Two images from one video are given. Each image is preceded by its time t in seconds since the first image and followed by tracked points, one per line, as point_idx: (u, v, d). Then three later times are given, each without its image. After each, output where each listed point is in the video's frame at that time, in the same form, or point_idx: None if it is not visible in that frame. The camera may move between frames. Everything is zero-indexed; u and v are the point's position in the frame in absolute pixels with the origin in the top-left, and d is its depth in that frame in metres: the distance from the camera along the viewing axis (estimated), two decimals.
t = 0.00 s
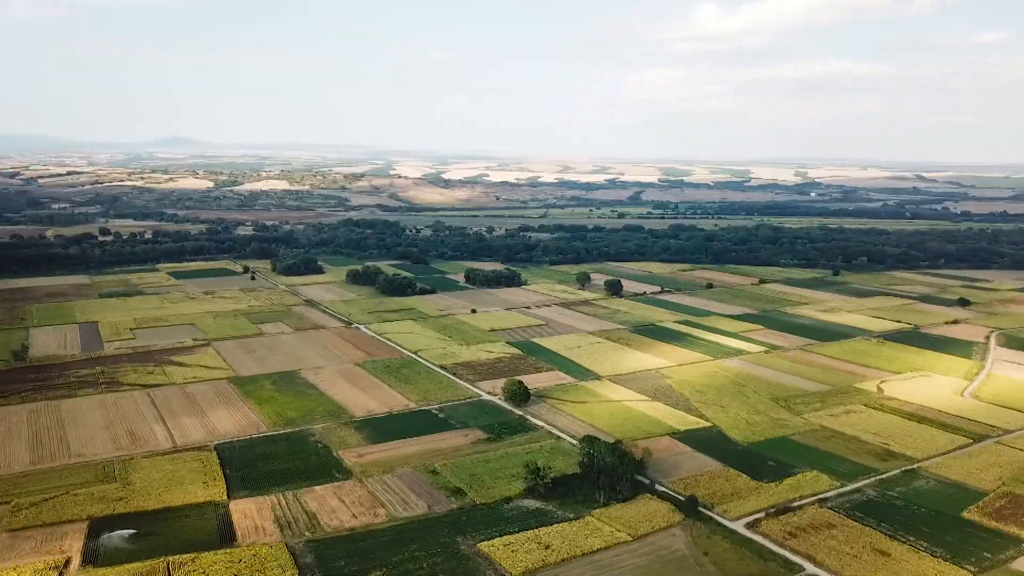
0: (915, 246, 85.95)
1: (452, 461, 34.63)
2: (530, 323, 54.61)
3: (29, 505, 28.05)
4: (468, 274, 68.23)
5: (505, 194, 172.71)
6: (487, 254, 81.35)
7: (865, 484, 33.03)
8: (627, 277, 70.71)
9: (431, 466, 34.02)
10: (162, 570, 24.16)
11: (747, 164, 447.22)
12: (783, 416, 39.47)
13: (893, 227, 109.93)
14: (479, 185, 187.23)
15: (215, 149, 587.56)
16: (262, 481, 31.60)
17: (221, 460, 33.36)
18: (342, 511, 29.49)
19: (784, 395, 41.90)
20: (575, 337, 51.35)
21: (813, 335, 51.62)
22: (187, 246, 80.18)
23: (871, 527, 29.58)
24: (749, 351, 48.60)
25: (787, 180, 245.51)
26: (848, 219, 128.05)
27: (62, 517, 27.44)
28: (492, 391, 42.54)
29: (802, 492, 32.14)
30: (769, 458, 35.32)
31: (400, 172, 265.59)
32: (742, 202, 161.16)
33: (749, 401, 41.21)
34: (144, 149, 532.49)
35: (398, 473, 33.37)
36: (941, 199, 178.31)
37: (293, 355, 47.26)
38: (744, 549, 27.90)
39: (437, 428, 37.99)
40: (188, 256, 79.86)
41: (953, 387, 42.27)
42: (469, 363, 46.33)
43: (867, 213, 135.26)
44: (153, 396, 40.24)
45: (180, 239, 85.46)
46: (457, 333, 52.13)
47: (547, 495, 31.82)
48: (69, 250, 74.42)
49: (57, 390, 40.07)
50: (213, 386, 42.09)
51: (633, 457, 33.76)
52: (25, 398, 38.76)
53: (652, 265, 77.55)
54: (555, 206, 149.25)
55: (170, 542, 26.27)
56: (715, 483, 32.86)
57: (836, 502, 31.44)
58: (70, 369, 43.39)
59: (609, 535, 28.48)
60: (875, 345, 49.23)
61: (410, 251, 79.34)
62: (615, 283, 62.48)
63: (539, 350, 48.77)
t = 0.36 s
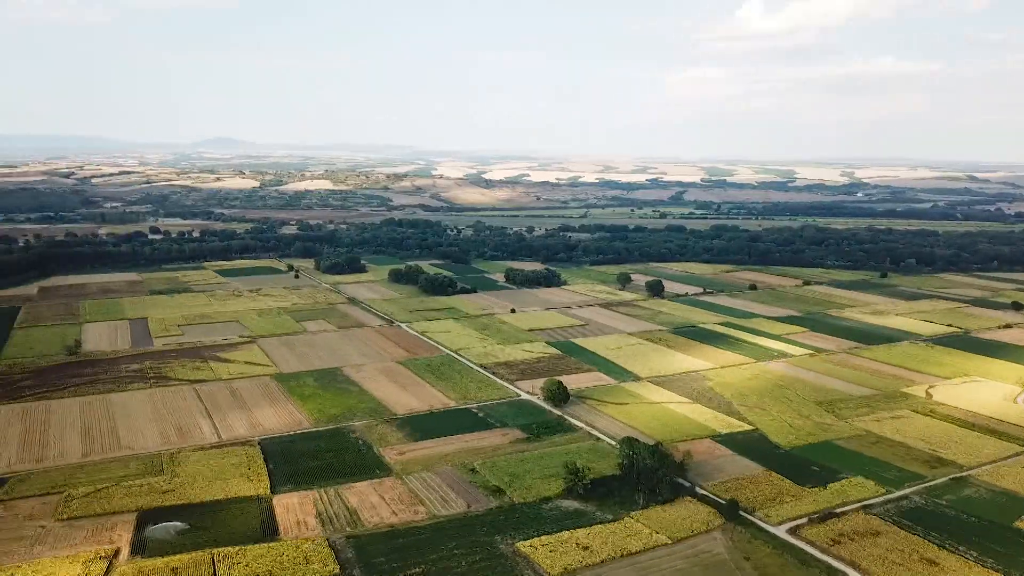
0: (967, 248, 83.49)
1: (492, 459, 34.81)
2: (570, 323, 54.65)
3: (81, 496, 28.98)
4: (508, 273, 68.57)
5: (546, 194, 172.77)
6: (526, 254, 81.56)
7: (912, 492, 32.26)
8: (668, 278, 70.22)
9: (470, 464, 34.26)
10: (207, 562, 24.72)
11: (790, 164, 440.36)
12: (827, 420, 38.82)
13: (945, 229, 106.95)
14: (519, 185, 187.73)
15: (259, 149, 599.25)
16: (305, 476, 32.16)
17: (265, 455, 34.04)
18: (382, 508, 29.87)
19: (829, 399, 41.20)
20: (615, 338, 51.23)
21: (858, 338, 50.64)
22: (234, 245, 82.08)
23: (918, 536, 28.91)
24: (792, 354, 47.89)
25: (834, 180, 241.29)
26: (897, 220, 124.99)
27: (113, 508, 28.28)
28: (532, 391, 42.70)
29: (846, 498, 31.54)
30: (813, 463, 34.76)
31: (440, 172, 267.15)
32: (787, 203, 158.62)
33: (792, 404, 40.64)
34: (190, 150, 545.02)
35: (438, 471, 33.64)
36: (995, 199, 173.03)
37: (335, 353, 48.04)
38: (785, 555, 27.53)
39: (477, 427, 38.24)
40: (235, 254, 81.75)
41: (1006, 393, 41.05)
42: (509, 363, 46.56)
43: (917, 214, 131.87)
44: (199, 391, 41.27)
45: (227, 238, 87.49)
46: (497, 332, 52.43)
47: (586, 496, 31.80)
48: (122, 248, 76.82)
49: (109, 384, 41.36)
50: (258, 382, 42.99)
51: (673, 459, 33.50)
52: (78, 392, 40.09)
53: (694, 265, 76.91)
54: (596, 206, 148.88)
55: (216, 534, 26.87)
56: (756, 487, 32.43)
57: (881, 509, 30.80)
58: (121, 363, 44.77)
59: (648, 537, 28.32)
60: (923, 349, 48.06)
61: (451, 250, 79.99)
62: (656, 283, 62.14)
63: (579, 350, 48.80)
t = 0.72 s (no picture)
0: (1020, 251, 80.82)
1: (529, 460, 34.95)
2: (608, 324, 54.55)
3: (130, 488, 29.94)
4: (546, 274, 68.70)
5: (585, 195, 172.32)
6: (565, 254, 81.56)
7: (959, 500, 31.44)
8: (708, 280, 69.54)
9: (508, 464, 34.47)
10: (249, 556, 25.31)
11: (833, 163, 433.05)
12: (871, 425, 38.08)
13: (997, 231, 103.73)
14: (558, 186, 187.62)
15: (302, 149, 610.33)
16: (345, 473, 32.72)
17: (305, 451, 34.72)
18: (420, 506, 30.23)
19: (873, 404, 40.39)
20: (653, 340, 50.96)
21: (904, 342, 49.49)
22: (278, 244, 83.81)
23: (966, 545, 28.19)
24: (835, 357, 47.04)
25: (880, 180, 237.01)
26: (947, 222, 121.57)
27: (158, 501, 29.11)
28: (569, 391, 42.77)
29: (890, 505, 30.89)
30: (856, 469, 34.11)
31: (480, 173, 268.19)
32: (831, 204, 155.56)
33: (835, 409, 39.94)
34: (236, 151, 557.29)
35: (476, 470, 33.91)
36: None
37: (375, 351, 48.76)
38: (826, 562, 27.10)
39: (515, 427, 38.42)
40: (278, 253, 83.44)
41: None
42: (547, 364, 46.71)
43: (968, 215, 128.09)
44: (242, 387, 42.25)
45: (270, 237, 89.30)
46: (535, 333, 52.60)
47: (624, 498, 31.71)
48: (169, 247, 78.97)
49: (156, 380, 42.63)
50: (299, 379, 43.85)
51: (712, 463, 33.20)
52: (125, 387, 41.36)
53: (734, 267, 76.01)
54: (635, 207, 148.02)
55: (258, 529, 27.52)
56: (797, 492, 31.96)
57: (926, 518, 30.10)
58: (168, 360, 46.07)
59: (686, 541, 28.14)
60: (972, 355, 46.77)
61: (489, 250, 80.43)
62: (696, 284, 61.61)
63: (617, 352, 48.69)
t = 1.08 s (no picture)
0: None
1: (565, 460, 35.06)
2: (647, 325, 54.32)
3: (173, 482, 30.90)
4: (584, 274, 68.66)
5: (623, 195, 171.44)
6: (603, 255, 81.35)
7: (1008, 509, 30.57)
8: (748, 281, 68.68)
9: (544, 465, 34.64)
10: (288, 551, 25.92)
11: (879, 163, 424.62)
12: (916, 431, 37.23)
13: None
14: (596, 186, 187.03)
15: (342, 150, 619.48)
16: (383, 471, 33.27)
17: (344, 448, 35.38)
18: (457, 505, 30.58)
19: (918, 410, 39.48)
20: (692, 342, 50.57)
21: (951, 347, 48.22)
22: (319, 244, 85.33)
23: (1013, 556, 27.42)
24: (879, 362, 46.08)
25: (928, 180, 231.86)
26: (998, 223, 117.80)
27: (200, 495, 29.97)
28: (606, 393, 42.76)
29: (935, 513, 30.19)
30: (899, 476, 33.41)
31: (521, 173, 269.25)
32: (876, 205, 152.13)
33: (879, 414, 39.15)
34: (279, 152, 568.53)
35: (512, 470, 34.15)
36: None
37: (414, 350, 49.38)
38: (868, 570, 26.63)
39: (552, 428, 38.58)
40: (319, 253, 84.99)
41: None
42: (584, 365, 46.74)
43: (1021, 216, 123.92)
44: (283, 385, 43.22)
45: (312, 237, 90.96)
46: (572, 334, 52.66)
47: (661, 501, 31.59)
48: (214, 246, 81.05)
49: (200, 376, 43.85)
50: (338, 377, 44.67)
51: (751, 467, 32.86)
52: (170, 383, 42.65)
53: (775, 269, 74.92)
54: (674, 207, 146.81)
55: (298, 524, 28.17)
56: (839, 499, 31.43)
57: (973, 527, 29.34)
58: (211, 357, 47.31)
59: (723, 546, 27.93)
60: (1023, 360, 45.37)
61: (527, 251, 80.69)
62: (736, 286, 60.93)
63: (655, 354, 48.47)
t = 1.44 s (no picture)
0: None
1: (603, 462, 35.09)
2: (686, 328, 53.95)
3: (217, 477, 31.84)
4: (624, 275, 68.45)
5: (664, 195, 169.98)
6: (642, 256, 80.95)
7: None
8: (791, 284, 67.63)
9: (582, 466, 34.72)
10: (328, 547, 26.50)
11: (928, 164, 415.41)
12: (965, 438, 36.30)
13: None
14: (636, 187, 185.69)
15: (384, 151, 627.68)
16: (422, 469, 33.75)
17: (384, 446, 36.00)
18: (494, 505, 30.89)
19: (966, 417, 38.47)
20: (732, 345, 50.05)
21: (1003, 352, 46.80)
22: (360, 244, 86.67)
23: None
24: (926, 367, 45.00)
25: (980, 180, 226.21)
26: None
27: (243, 490, 30.83)
28: (645, 395, 42.65)
29: (984, 523, 29.43)
30: (946, 484, 32.64)
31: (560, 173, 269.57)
32: (925, 206, 148.01)
33: (925, 420, 38.28)
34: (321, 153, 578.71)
35: (549, 471, 34.34)
36: None
37: (453, 350, 49.91)
38: None
39: (590, 429, 38.63)
40: (360, 253, 86.27)
41: None
42: (622, 366, 46.68)
43: None
44: (324, 382, 44.12)
45: (354, 237, 92.38)
46: (611, 335, 52.59)
47: (700, 505, 31.40)
48: (258, 246, 82.87)
49: (244, 373, 45.03)
50: (379, 376, 45.43)
51: (792, 472, 32.46)
52: (215, 380, 43.88)
53: (818, 271, 73.58)
54: (715, 208, 145.06)
55: (338, 521, 28.81)
56: (883, 506, 30.83)
57: None
58: (255, 355, 48.47)
59: (762, 551, 27.66)
60: None
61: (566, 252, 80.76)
62: (779, 289, 60.06)
63: (695, 356, 48.14)
